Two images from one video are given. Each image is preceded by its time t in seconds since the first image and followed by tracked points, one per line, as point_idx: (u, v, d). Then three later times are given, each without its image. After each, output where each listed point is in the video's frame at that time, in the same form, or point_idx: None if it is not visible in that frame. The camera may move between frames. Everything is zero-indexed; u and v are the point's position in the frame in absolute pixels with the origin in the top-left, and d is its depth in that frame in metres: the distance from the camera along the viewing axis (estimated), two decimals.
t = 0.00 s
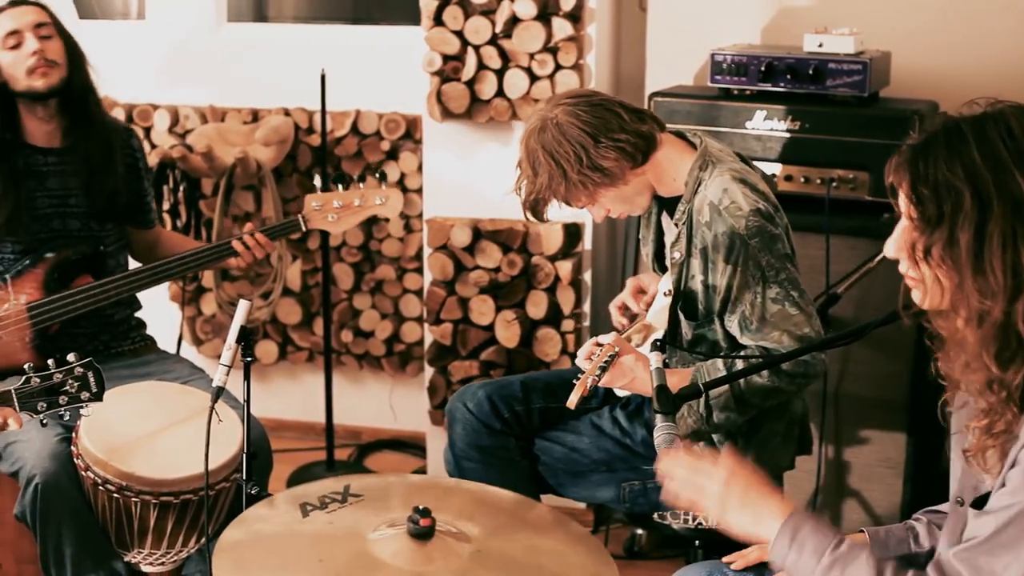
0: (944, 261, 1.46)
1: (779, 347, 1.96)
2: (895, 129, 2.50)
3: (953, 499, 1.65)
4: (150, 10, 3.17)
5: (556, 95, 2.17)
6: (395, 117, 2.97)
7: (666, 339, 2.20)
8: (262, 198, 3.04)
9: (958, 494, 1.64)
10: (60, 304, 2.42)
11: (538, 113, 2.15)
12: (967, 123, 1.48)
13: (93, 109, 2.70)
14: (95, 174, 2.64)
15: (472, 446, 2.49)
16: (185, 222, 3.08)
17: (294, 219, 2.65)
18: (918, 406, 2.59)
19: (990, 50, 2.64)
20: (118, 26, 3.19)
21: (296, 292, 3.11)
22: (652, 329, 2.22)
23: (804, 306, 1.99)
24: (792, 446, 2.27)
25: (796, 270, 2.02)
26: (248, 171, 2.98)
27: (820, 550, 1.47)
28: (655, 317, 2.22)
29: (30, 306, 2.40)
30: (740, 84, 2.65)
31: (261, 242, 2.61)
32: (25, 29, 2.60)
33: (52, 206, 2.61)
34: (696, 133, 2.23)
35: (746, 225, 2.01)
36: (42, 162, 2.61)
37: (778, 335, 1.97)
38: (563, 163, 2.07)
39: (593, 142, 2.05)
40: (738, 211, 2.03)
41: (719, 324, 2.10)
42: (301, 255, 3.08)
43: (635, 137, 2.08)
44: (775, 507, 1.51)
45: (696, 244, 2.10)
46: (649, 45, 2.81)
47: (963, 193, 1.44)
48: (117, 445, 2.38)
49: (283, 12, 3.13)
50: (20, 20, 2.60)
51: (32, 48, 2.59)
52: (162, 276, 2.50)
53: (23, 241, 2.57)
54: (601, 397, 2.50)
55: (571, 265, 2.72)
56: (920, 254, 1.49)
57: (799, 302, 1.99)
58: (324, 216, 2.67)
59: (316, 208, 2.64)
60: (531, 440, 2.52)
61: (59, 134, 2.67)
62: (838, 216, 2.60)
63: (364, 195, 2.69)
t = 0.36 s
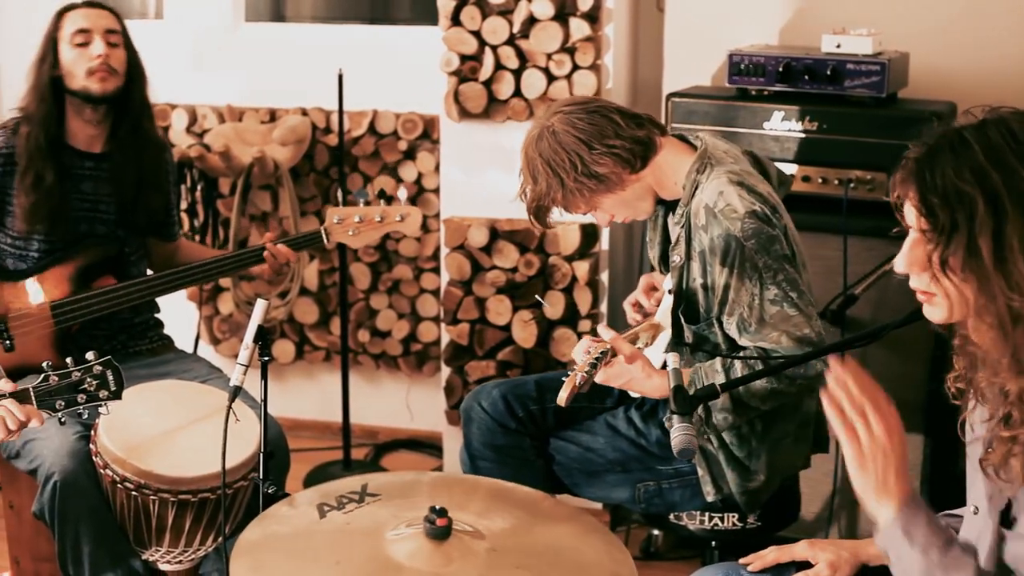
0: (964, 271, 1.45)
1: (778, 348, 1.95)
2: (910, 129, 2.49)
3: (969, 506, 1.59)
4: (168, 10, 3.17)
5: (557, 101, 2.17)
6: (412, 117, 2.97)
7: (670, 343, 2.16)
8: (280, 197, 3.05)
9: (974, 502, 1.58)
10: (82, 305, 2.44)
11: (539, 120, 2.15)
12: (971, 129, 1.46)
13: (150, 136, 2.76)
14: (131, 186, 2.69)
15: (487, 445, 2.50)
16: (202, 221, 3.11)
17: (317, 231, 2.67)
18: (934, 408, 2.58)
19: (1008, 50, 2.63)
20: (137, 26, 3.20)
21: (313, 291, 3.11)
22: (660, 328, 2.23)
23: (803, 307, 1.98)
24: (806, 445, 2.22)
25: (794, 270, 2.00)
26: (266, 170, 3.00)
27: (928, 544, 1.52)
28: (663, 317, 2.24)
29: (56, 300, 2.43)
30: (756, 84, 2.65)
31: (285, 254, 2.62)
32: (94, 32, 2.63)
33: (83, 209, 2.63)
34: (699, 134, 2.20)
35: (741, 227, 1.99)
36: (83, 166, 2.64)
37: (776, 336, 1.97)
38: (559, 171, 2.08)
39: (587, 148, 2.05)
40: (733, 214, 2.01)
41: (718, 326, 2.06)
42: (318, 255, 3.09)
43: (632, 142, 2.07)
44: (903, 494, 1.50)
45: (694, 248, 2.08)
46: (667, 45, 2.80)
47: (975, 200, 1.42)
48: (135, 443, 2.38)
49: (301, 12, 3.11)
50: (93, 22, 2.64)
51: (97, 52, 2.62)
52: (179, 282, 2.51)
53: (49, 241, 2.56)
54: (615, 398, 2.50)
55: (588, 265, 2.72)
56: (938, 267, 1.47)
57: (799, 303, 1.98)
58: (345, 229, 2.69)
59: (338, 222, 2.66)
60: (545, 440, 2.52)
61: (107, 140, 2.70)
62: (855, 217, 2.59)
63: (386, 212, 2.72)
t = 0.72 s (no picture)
0: (947, 268, 1.54)
1: (785, 360, 1.94)
2: (929, 130, 2.49)
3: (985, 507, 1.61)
4: (188, 10, 3.18)
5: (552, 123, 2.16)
6: (431, 117, 2.97)
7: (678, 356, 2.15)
8: (299, 197, 3.06)
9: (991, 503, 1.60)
10: (105, 304, 2.45)
11: (535, 145, 2.15)
12: (978, 136, 1.54)
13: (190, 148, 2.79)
14: (157, 190, 2.70)
15: (501, 445, 2.50)
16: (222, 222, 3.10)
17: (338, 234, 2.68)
18: (953, 410, 2.57)
19: None
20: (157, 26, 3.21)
21: (332, 291, 3.11)
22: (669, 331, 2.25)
23: (810, 319, 1.97)
24: (819, 445, 2.21)
25: (799, 282, 1.99)
26: (285, 171, 2.98)
27: None
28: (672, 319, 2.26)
29: (82, 299, 2.44)
30: (776, 85, 2.64)
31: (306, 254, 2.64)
32: (135, 38, 2.65)
33: (107, 210, 2.63)
34: (698, 143, 2.19)
35: (744, 242, 1.97)
36: (109, 167, 2.64)
37: (783, 348, 1.95)
38: (560, 197, 2.09)
39: (585, 174, 2.06)
40: (735, 229, 1.99)
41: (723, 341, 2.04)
42: (337, 255, 3.09)
43: (629, 161, 2.07)
44: None
45: (696, 263, 2.07)
46: (687, 45, 2.80)
47: (965, 203, 1.52)
48: (155, 442, 2.39)
49: (321, 12, 3.12)
50: (134, 28, 2.66)
51: (135, 59, 2.64)
52: (198, 284, 2.52)
53: (73, 239, 2.59)
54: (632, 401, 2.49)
55: (607, 266, 2.72)
56: (927, 262, 1.57)
57: (804, 314, 1.97)
58: (364, 233, 2.70)
59: (359, 225, 2.67)
60: (561, 440, 2.50)
61: (139, 140, 2.73)
62: (875, 219, 2.58)
63: (405, 217, 2.70)
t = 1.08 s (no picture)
0: (994, 270, 1.47)
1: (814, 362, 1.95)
2: (952, 133, 2.48)
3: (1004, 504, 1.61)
4: (204, 10, 3.19)
5: (583, 113, 2.14)
6: (447, 117, 2.97)
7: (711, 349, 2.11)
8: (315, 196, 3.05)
9: (1010, 501, 1.60)
10: (117, 303, 2.46)
11: (567, 132, 2.12)
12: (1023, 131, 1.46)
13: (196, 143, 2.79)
14: (167, 179, 2.70)
15: (519, 451, 2.48)
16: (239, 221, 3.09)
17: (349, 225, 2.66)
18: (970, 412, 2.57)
19: None
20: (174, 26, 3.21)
21: (348, 291, 3.12)
22: (693, 332, 2.13)
23: (839, 319, 1.98)
24: (837, 448, 2.21)
25: (830, 281, 2.00)
26: (301, 170, 3.01)
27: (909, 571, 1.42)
28: (694, 320, 2.13)
29: (87, 301, 2.44)
30: (793, 85, 2.64)
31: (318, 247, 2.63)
32: (138, 32, 2.66)
33: (115, 204, 2.63)
34: (729, 140, 2.19)
35: (778, 239, 1.98)
36: (115, 161, 2.64)
37: (811, 349, 1.97)
38: (593, 185, 2.04)
39: (620, 161, 2.02)
40: (770, 225, 1.99)
41: (752, 338, 2.05)
42: (352, 255, 3.10)
43: (665, 152, 2.05)
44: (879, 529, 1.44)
45: (729, 259, 2.06)
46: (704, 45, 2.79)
47: (1011, 203, 1.44)
48: (171, 441, 2.39)
49: (337, 12, 3.09)
50: (140, 23, 2.66)
51: (137, 55, 2.64)
52: (206, 279, 2.51)
53: (84, 234, 2.60)
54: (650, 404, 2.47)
55: (623, 266, 2.72)
56: (972, 263, 1.50)
57: (834, 315, 1.98)
58: (377, 223, 2.68)
59: (371, 215, 2.65)
60: (579, 445, 2.50)
61: (145, 133, 2.74)
62: (893, 220, 2.57)
63: (418, 205, 2.70)
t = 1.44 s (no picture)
0: (1016, 246, 1.56)
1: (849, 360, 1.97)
2: (968, 133, 2.47)
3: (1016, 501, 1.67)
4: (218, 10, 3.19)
5: (632, 96, 2.16)
6: (461, 117, 2.97)
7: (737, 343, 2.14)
8: (328, 196, 3.06)
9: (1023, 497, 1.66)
10: (128, 304, 2.47)
11: (614, 113, 2.14)
12: None
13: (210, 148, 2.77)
14: (180, 187, 2.69)
15: (535, 448, 2.49)
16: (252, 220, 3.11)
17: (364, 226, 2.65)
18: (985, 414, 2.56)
19: None
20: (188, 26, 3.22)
21: (361, 291, 3.12)
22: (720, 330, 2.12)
23: (874, 317, 1.99)
24: (857, 454, 2.21)
25: (868, 280, 2.01)
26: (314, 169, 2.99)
27: None
28: (723, 317, 2.12)
29: (102, 299, 2.46)
30: (806, 86, 2.64)
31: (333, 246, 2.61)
32: (146, 38, 2.65)
33: (129, 210, 2.63)
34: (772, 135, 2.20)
35: (821, 234, 1.98)
36: (129, 167, 2.64)
37: (846, 347, 1.97)
38: (640, 167, 2.07)
39: (671, 144, 2.05)
40: (814, 220, 2.00)
41: (788, 331, 2.06)
42: (366, 255, 3.10)
43: (713, 140, 2.08)
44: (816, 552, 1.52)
45: (768, 250, 2.06)
46: (718, 45, 2.79)
47: None
48: (183, 441, 2.39)
49: (350, 12, 3.11)
50: (147, 27, 2.66)
51: (145, 59, 2.64)
52: (223, 279, 2.51)
53: (99, 241, 2.60)
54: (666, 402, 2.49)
55: (636, 267, 2.72)
56: (995, 237, 1.59)
57: (870, 313, 1.99)
58: (393, 223, 2.66)
59: (385, 216, 2.63)
60: (595, 444, 2.51)
61: (158, 139, 2.73)
62: (906, 221, 2.57)
63: (434, 205, 2.68)
